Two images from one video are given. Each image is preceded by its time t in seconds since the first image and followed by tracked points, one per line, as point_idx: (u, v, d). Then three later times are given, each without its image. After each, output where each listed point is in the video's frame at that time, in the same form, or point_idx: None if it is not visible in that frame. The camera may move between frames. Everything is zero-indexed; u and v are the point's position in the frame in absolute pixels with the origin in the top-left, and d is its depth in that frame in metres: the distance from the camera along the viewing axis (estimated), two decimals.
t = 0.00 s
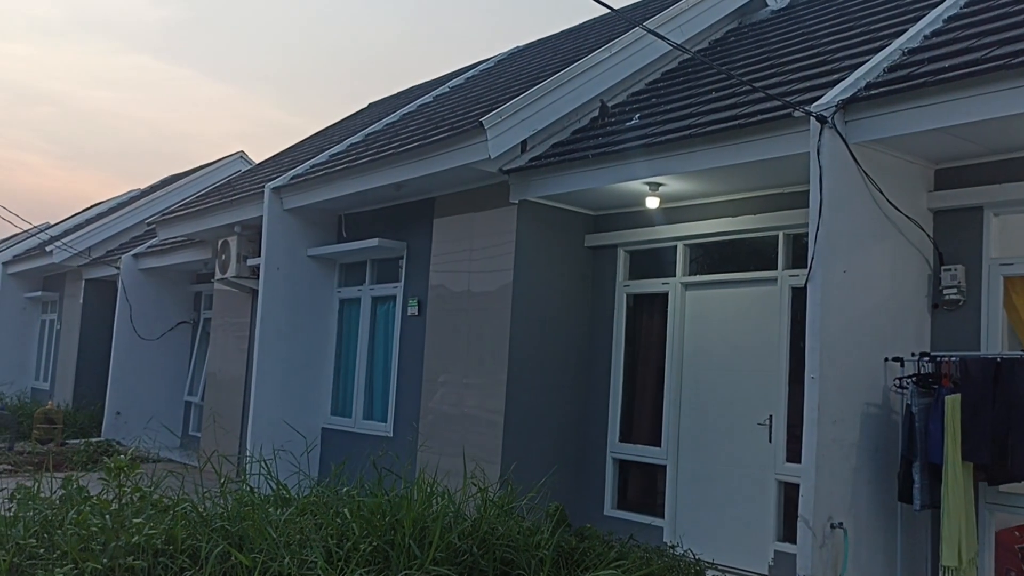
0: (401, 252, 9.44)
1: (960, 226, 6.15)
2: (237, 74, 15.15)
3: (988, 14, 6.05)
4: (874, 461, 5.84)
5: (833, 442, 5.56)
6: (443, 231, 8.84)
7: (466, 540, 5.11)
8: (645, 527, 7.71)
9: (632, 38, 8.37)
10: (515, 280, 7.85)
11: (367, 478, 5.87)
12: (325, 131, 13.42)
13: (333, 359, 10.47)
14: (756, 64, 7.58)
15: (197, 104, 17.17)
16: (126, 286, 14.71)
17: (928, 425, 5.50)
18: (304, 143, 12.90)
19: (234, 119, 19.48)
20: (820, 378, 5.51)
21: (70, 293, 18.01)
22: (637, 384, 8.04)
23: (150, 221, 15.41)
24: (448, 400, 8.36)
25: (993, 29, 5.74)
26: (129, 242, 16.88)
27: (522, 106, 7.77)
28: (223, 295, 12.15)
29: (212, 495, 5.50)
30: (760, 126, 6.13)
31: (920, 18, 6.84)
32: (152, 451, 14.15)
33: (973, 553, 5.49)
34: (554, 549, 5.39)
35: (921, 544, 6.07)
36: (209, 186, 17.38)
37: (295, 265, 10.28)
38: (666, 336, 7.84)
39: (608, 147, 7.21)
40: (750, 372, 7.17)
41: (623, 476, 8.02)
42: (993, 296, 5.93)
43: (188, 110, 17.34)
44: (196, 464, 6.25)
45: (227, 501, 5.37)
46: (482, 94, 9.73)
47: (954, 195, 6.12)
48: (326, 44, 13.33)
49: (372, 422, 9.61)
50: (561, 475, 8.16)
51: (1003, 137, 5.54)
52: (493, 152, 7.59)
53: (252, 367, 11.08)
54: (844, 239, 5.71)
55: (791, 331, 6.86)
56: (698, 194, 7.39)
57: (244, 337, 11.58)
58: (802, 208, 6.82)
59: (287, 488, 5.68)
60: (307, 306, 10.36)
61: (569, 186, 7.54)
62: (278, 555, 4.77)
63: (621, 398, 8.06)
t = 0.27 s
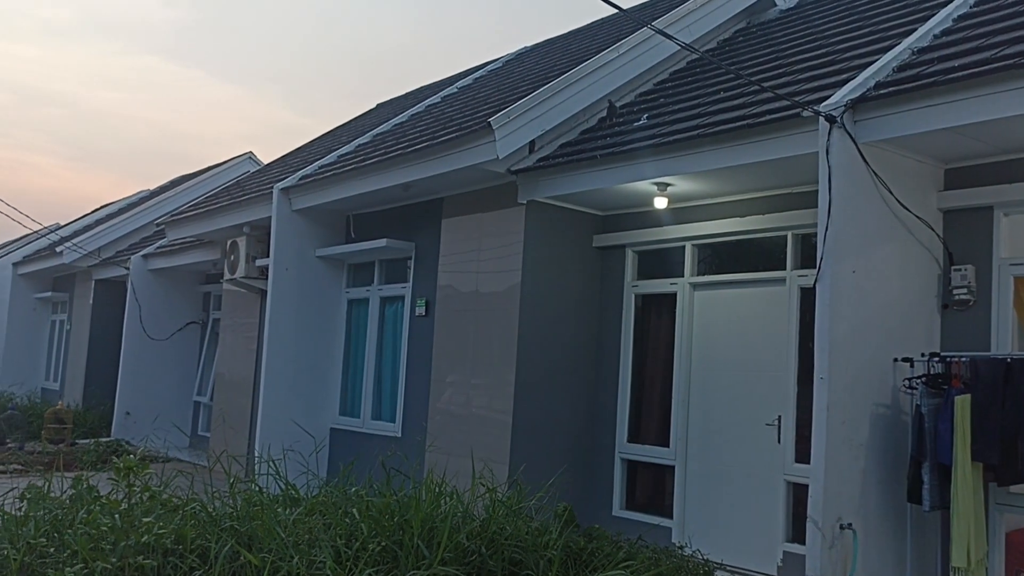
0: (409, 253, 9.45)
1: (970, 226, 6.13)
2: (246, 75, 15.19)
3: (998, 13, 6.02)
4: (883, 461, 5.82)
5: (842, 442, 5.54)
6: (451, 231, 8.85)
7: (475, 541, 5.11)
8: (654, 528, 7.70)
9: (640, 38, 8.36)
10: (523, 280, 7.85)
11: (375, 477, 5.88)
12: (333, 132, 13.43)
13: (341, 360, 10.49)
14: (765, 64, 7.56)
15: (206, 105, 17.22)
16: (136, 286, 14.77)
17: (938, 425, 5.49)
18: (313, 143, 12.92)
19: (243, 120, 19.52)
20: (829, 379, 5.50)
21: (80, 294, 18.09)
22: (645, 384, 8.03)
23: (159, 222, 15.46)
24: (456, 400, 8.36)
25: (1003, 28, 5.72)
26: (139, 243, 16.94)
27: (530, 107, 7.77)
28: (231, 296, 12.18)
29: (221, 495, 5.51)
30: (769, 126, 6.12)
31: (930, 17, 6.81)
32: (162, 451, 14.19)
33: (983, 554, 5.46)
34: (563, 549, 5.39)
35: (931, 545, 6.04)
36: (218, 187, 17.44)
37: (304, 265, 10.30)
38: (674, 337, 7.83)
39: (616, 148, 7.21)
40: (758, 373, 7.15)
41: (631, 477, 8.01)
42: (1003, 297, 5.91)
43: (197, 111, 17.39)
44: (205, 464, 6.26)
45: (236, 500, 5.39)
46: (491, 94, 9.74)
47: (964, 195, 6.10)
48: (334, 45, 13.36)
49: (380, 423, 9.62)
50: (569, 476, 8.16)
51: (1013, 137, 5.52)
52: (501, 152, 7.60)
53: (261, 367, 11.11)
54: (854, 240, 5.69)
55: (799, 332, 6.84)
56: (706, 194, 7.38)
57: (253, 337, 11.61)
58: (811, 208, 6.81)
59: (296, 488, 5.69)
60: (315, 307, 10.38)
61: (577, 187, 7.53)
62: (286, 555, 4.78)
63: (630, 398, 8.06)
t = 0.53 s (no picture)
0: (419, 253, 9.46)
1: (982, 225, 6.10)
2: (256, 77, 15.23)
3: (1010, 11, 6.00)
4: (895, 462, 5.80)
5: (853, 442, 5.53)
6: (461, 231, 8.85)
7: (485, 540, 5.12)
8: (664, 528, 7.69)
9: (649, 38, 8.35)
10: (532, 281, 7.85)
11: (385, 477, 5.89)
12: (343, 132, 13.46)
13: (351, 360, 10.51)
14: (775, 63, 7.55)
15: (216, 107, 17.28)
16: (147, 287, 14.83)
17: (950, 426, 5.48)
18: (322, 144, 12.96)
19: (253, 122, 19.58)
20: (841, 379, 5.48)
21: (92, 294, 18.17)
22: (656, 384, 8.02)
23: (170, 223, 15.52)
24: (466, 400, 8.37)
25: (1016, 26, 5.70)
26: (150, 244, 17.01)
27: (540, 107, 7.77)
28: (242, 296, 12.22)
29: (232, 495, 5.53)
30: (779, 125, 6.10)
31: (941, 15, 6.79)
32: (173, 451, 14.25)
33: (995, 555, 5.44)
34: (573, 549, 5.40)
35: (943, 546, 6.02)
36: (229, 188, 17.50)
37: (314, 266, 10.33)
38: (684, 337, 7.81)
39: (626, 147, 7.20)
40: (769, 373, 7.13)
41: (642, 477, 8.00)
42: (1015, 296, 5.88)
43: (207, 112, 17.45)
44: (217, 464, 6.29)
45: (247, 500, 5.40)
46: (500, 95, 9.74)
47: (976, 194, 6.08)
48: (344, 47, 13.39)
49: (390, 423, 9.63)
50: (579, 476, 8.15)
51: None
52: (511, 152, 7.60)
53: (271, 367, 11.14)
54: (865, 239, 5.67)
55: (810, 332, 6.82)
56: (716, 194, 7.36)
57: (263, 338, 11.64)
58: (821, 208, 6.79)
59: (307, 488, 5.71)
60: (326, 307, 10.40)
61: (587, 187, 7.53)
62: (298, 555, 4.80)
63: (640, 398, 8.05)
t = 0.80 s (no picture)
0: (430, 253, 9.46)
1: (995, 224, 6.07)
2: (266, 78, 15.27)
3: None
4: (908, 462, 5.77)
5: (866, 443, 5.50)
6: (471, 231, 8.85)
7: (497, 540, 5.12)
8: (675, 528, 7.67)
9: (660, 38, 8.34)
10: (543, 281, 7.85)
11: (397, 478, 5.89)
12: (353, 133, 13.48)
13: (362, 361, 10.52)
14: (786, 62, 7.53)
15: (227, 108, 17.33)
16: (159, 287, 14.88)
17: (962, 426, 5.46)
18: (333, 145, 12.98)
19: (263, 122, 19.64)
20: (853, 379, 5.46)
21: (104, 295, 18.25)
22: (666, 385, 8.00)
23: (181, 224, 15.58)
24: (476, 400, 8.38)
25: None
26: (162, 244, 17.08)
27: (550, 107, 7.77)
28: (253, 296, 12.25)
29: (244, 495, 5.54)
30: (791, 124, 6.08)
31: (954, 13, 6.75)
32: (185, 451, 14.30)
33: (1008, 556, 5.42)
34: (584, 549, 5.40)
35: (956, 547, 5.99)
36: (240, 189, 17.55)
37: (325, 266, 10.35)
38: (695, 336, 7.80)
39: (637, 147, 7.19)
40: (781, 373, 7.11)
41: (653, 478, 7.99)
42: None
43: (218, 113, 17.51)
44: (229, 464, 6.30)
45: (259, 500, 5.41)
46: (510, 95, 9.74)
47: (989, 193, 6.04)
48: (353, 47, 13.41)
49: (401, 423, 9.64)
50: (590, 476, 8.14)
51: None
52: (521, 152, 7.60)
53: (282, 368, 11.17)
54: (877, 238, 5.65)
55: (822, 331, 6.80)
56: (727, 194, 7.35)
57: (274, 338, 11.67)
58: (833, 207, 6.76)
59: (319, 488, 5.72)
60: (336, 308, 10.42)
61: (597, 187, 7.52)
62: (310, 555, 4.81)
63: (651, 398, 8.03)
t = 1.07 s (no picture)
0: (441, 253, 9.47)
1: (1010, 224, 6.04)
2: (278, 79, 15.31)
3: None
4: (921, 463, 5.75)
5: (879, 444, 5.48)
6: (482, 232, 8.86)
7: (509, 540, 5.12)
8: (687, 529, 7.66)
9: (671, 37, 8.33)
10: (554, 281, 7.85)
11: (408, 478, 5.90)
12: (365, 133, 13.49)
13: (373, 361, 10.54)
14: (798, 62, 7.50)
15: (239, 109, 17.39)
16: (171, 287, 14.94)
17: (977, 427, 5.42)
18: (344, 145, 13.01)
19: (275, 123, 19.69)
20: (866, 380, 5.43)
21: (117, 295, 18.33)
22: (678, 385, 7.98)
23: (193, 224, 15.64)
24: (488, 400, 8.38)
25: None
26: (174, 245, 17.14)
27: (561, 107, 7.77)
28: (265, 297, 12.29)
29: (256, 494, 5.56)
30: (803, 124, 6.06)
31: (967, 12, 6.72)
32: (197, 451, 14.35)
33: (1023, 557, 5.38)
34: (596, 550, 5.39)
35: (970, 548, 5.98)
36: (252, 190, 17.64)
37: (336, 266, 10.36)
38: (707, 336, 7.77)
39: (648, 147, 7.18)
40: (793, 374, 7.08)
41: (664, 478, 7.97)
42: None
43: (230, 114, 17.56)
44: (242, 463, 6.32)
45: (271, 500, 5.43)
46: (522, 95, 9.74)
47: (1003, 192, 6.01)
48: (364, 48, 13.44)
49: (412, 423, 9.66)
50: (601, 476, 8.14)
51: None
52: (533, 152, 7.60)
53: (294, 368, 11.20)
54: (890, 238, 5.62)
55: (835, 332, 6.77)
56: (740, 193, 7.33)
57: (286, 338, 11.70)
58: (846, 207, 6.73)
59: (331, 488, 5.73)
60: (348, 308, 10.44)
61: (609, 187, 7.52)
62: (322, 555, 4.82)
63: (662, 399, 8.01)
